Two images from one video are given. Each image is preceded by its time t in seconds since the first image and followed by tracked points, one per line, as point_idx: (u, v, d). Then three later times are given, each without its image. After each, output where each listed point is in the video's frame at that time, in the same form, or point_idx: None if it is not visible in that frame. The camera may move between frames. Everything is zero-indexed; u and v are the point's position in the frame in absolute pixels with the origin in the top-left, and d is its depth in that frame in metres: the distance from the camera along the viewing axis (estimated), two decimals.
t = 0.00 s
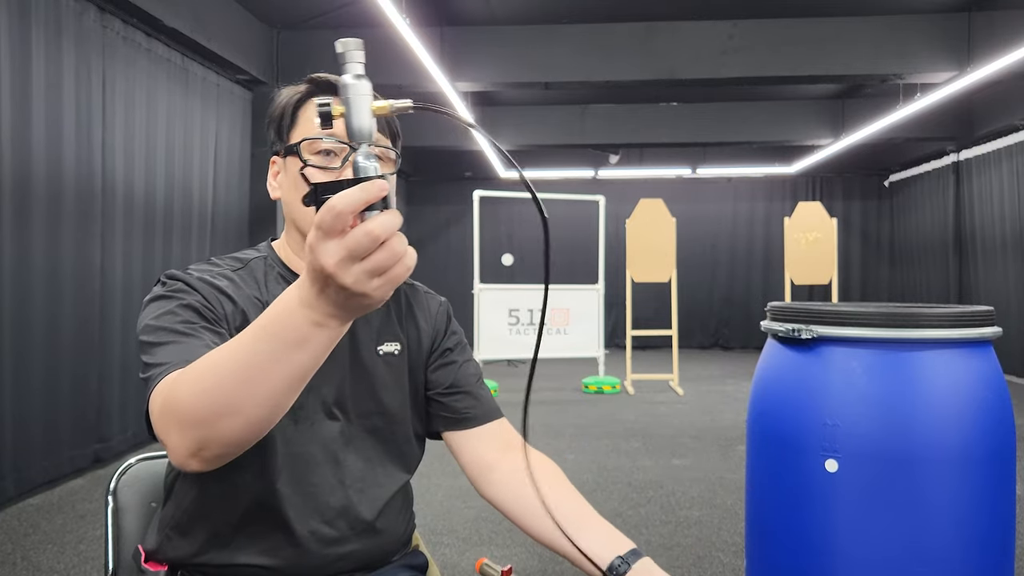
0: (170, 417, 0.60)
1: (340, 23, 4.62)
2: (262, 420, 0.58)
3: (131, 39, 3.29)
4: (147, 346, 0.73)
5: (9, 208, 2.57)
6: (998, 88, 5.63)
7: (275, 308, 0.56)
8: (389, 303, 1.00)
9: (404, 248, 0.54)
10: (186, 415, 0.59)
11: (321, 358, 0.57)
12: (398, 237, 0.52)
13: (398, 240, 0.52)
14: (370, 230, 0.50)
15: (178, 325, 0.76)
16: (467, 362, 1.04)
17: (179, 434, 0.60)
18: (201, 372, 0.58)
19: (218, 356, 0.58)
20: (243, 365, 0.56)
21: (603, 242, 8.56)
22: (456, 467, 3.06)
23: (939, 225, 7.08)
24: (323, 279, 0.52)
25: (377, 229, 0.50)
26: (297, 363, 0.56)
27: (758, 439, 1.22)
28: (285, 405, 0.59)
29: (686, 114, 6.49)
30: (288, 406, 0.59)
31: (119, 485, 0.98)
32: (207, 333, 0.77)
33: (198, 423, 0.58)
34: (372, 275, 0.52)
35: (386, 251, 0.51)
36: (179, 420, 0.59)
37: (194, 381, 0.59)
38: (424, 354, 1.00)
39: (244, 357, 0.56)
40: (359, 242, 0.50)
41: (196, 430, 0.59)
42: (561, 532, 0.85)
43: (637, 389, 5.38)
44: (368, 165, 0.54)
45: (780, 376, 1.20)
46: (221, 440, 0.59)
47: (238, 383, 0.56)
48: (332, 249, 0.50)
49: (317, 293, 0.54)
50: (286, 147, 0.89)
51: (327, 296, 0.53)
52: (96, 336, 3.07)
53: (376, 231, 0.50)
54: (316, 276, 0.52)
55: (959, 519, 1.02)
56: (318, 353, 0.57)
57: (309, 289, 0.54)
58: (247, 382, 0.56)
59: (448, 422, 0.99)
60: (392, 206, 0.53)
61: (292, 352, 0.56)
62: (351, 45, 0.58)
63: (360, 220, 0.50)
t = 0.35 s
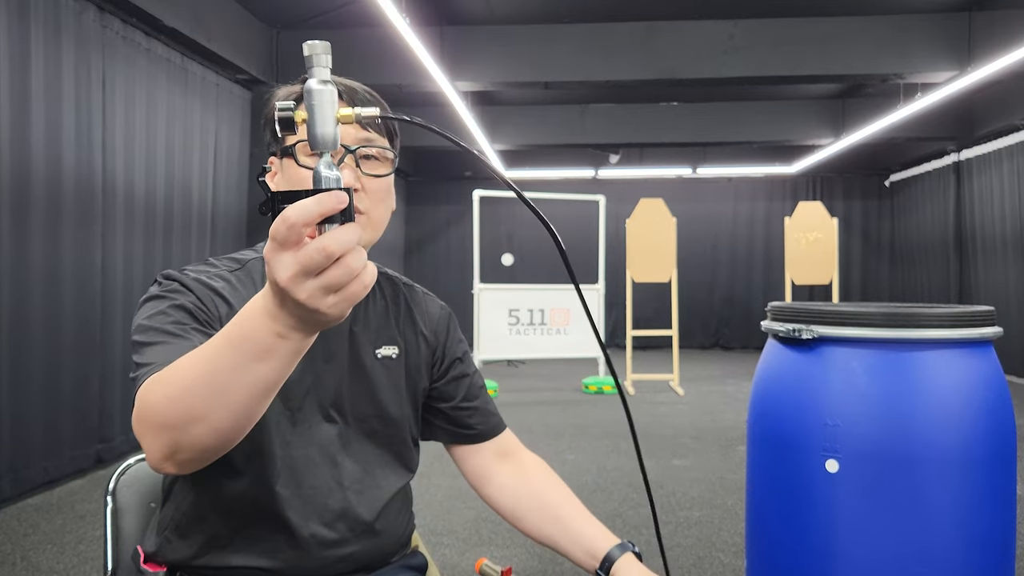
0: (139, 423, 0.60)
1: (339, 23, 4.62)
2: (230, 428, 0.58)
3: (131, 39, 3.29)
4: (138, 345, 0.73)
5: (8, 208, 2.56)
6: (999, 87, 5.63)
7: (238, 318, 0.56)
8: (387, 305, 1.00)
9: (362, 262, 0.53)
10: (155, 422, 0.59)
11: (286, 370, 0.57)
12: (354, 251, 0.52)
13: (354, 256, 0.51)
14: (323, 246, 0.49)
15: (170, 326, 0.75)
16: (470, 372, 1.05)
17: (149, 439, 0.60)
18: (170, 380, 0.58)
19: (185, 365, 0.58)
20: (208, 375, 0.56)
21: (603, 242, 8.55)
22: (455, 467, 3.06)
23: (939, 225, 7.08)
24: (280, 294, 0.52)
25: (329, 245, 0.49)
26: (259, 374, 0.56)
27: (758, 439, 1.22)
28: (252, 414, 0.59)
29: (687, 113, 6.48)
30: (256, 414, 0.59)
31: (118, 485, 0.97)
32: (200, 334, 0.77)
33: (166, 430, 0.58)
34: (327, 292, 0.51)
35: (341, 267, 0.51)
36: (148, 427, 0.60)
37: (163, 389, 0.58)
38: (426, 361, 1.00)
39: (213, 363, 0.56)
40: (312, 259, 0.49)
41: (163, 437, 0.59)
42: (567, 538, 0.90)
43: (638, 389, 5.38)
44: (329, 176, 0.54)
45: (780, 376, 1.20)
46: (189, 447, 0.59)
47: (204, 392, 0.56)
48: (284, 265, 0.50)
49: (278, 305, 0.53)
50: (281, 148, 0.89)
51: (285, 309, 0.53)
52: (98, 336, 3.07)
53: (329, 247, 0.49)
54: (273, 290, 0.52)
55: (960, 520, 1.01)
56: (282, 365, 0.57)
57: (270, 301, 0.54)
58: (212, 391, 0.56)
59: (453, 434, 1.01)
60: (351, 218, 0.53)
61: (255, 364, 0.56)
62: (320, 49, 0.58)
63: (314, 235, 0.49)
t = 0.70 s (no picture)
0: (129, 462, 0.62)
1: (339, 23, 4.62)
2: (212, 480, 0.60)
3: (131, 39, 3.29)
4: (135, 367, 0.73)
5: (7, 209, 2.56)
6: (998, 88, 5.63)
7: (228, 378, 0.56)
8: (386, 305, 1.00)
9: (353, 344, 0.53)
10: (143, 468, 0.60)
11: (269, 436, 0.58)
12: (346, 332, 0.52)
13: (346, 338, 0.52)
14: (317, 330, 0.50)
15: (164, 344, 0.76)
16: (472, 372, 1.06)
17: (136, 480, 0.61)
18: (162, 427, 0.60)
19: (176, 417, 0.59)
20: (196, 431, 0.57)
21: (603, 242, 8.56)
22: (455, 467, 3.06)
23: (939, 225, 7.08)
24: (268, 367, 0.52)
25: (321, 330, 0.50)
26: (242, 437, 0.57)
27: (758, 438, 1.22)
28: (234, 469, 0.59)
29: (686, 113, 6.48)
30: (238, 470, 0.60)
31: (119, 485, 0.98)
32: (195, 355, 0.77)
33: (152, 477, 0.59)
34: (315, 373, 0.52)
35: (331, 350, 0.51)
36: (135, 469, 0.61)
37: (154, 435, 0.60)
38: (427, 360, 1.00)
39: (202, 416, 0.57)
40: (304, 341, 0.50)
41: (149, 482, 0.60)
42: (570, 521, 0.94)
43: (637, 389, 5.38)
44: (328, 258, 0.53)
45: (780, 376, 1.20)
46: (172, 494, 0.61)
47: (191, 446, 0.58)
48: (277, 344, 0.50)
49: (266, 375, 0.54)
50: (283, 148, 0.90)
51: (272, 381, 0.54)
52: (99, 335, 3.07)
53: (321, 331, 0.50)
54: (263, 363, 0.53)
55: (960, 520, 1.02)
56: (268, 430, 0.57)
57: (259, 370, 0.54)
58: (198, 446, 0.57)
59: (458, 436, 1.03)
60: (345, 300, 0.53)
61: (240, 427, 0.56)
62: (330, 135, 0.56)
63: (309, 318, 0.50)
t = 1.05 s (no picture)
0: (112, 477, 0.63)
1: (339, 23, 4.61)
2: (195, 490, 0.61)
3: (132, 39, 3.29)
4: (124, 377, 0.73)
5: (4, 210, 2.56)
6: (998, 88, 5.63)
7: (205, 394, 0.58)
8: (385, 301, 1.00)
9: (326, 353, 0.56)
10: (125, 482, 0.61)
11: (249, 444, 0.60)
12: (319, 345, 0.55)
13: (320, 351, 0.55)
14: (292, 345, 0.52)
15: (153, 352, 0.76)
16: (470, 368, 1.07)
17: (118, 498, 0.63)
18: (143, 442, 0.61)
19: (155, 432, 0.60)
20: (178, 444, 0.59)
21: (603, 242, 8.56)
22: (455, 467, 3.06)
23: (939, 225, 7.08)
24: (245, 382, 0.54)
25: (296, 344, 0.52)
26: (223, 447, 0.59)
27: (758, 438, 1.22)
28: (216, 478, 0.61)
29: (686, 113, 6.48)
30: (220, 478, 0.62)
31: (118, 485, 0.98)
32: (185, 364, 0.77)
33: (135, 491, 0.61)
34: (292, 385, 0.54)
35: (306, 362, 0.54)
36: (117, 484, 0.62)
37: (135, 450, 0.61)
38: (426, 355, 1.00)
39: (182, 432, 0.58)
40: (279, 357, 0.52)
41: (132, 496, 0.62)
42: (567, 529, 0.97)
43: (637, 389, 5.38)
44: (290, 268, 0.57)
45: (780, 376, 1.20)
46: (156, 509, 0.62)
47: (173, 460, 0.59)
48: (253, 360, 0.52)
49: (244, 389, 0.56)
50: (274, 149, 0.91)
51: (251, 394, 0.56)
52: (99, 335, 3.07)
53: (296, 346, 0.52)
54: (238, 378, 0.55)
55: (960, 520, 1.02)
56: (247, 439, 0.60)
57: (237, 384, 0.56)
58: (180, 459, 0.59)
59: (459, 433, 1.03)
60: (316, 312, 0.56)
61: (221, 437, 0.58)
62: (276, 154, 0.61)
63: (284, 334, 0.52)
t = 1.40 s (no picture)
0: (112, 501, 0.66)
1: (339, 23, 4.61)
2: (184, 523, 0.63)
3: (131, 39, 3.29)
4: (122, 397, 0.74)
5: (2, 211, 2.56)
6: (998, 88, 5.63)
7: (195, 436, 0.60)
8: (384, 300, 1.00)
9: (309, 415, 0.58)
10: (124, 509, 0.64)
11: (233, 489, 0.61)
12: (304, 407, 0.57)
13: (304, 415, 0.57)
14: (275, 406, 0.54)
15: (150, 368, 0.76)
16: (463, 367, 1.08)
17: (116, 523, 0.66)
18: (141, 471, 0.64)
19: (153, 464, 0.63)
20: (169, 481, 0.61)
21: (603, 242, 8.56)
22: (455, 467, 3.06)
23: (939, 225, 7.08)
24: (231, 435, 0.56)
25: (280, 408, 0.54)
26: (208, 489, 0.61)
27: (759, 437, 1.22)
28: (203, 515, 0.63)
29: (686, 113, 6.48)
30: (208, 516, 0.64)
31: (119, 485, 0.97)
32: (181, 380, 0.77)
33: (131, 518, 0.64)
34: (272, 442, 0.56)
35: (288, 423, 0.56)
36: (116, 507, 0.65)
37: (134, 478, 0.64)
38: (424, 356, 1.01)
39: (172, 468, 0.61)
40: (262, 416, 0.54)
41: (127, 524, 0.65)
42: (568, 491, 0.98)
43: (637, 389, 5.38)
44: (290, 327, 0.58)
45: (779, 376, 1.20)
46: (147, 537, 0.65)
47: (163, 496, 0.62)
48: (238, 413, 0.55)
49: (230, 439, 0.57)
50: (273, 148, 0.91)
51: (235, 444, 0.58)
52: (96, 335, 3.07)
53: (279, 407, 0.54)
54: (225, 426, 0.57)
55: (960, 520, 1.02)
56: (233, 482, 0.61)
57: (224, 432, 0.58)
58: (171, 494, 0.61)
59: (448, 435, 1.06)
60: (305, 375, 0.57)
61: (207, 479, 0.60)
62: (289, 220, 0.59)
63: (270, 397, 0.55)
